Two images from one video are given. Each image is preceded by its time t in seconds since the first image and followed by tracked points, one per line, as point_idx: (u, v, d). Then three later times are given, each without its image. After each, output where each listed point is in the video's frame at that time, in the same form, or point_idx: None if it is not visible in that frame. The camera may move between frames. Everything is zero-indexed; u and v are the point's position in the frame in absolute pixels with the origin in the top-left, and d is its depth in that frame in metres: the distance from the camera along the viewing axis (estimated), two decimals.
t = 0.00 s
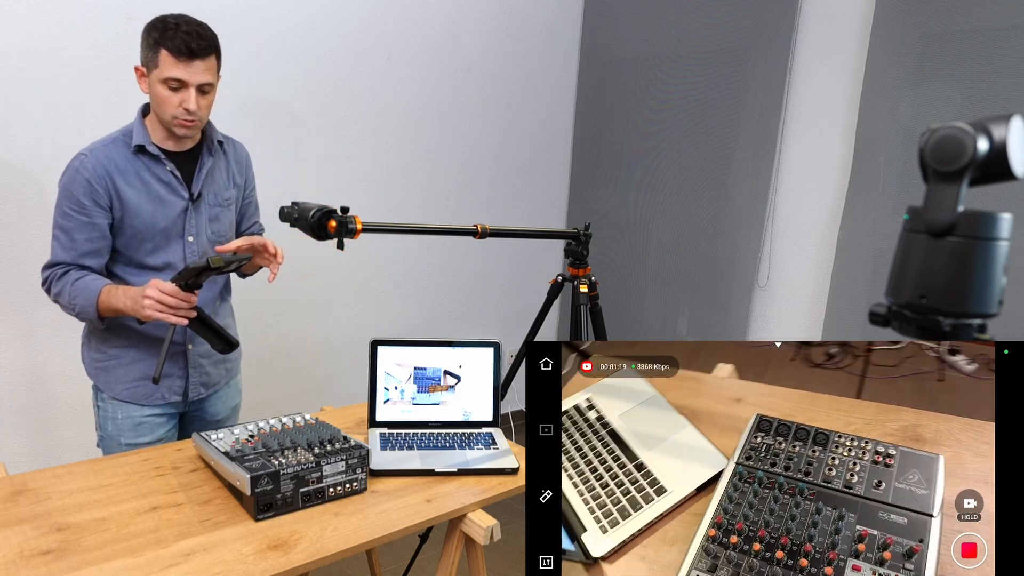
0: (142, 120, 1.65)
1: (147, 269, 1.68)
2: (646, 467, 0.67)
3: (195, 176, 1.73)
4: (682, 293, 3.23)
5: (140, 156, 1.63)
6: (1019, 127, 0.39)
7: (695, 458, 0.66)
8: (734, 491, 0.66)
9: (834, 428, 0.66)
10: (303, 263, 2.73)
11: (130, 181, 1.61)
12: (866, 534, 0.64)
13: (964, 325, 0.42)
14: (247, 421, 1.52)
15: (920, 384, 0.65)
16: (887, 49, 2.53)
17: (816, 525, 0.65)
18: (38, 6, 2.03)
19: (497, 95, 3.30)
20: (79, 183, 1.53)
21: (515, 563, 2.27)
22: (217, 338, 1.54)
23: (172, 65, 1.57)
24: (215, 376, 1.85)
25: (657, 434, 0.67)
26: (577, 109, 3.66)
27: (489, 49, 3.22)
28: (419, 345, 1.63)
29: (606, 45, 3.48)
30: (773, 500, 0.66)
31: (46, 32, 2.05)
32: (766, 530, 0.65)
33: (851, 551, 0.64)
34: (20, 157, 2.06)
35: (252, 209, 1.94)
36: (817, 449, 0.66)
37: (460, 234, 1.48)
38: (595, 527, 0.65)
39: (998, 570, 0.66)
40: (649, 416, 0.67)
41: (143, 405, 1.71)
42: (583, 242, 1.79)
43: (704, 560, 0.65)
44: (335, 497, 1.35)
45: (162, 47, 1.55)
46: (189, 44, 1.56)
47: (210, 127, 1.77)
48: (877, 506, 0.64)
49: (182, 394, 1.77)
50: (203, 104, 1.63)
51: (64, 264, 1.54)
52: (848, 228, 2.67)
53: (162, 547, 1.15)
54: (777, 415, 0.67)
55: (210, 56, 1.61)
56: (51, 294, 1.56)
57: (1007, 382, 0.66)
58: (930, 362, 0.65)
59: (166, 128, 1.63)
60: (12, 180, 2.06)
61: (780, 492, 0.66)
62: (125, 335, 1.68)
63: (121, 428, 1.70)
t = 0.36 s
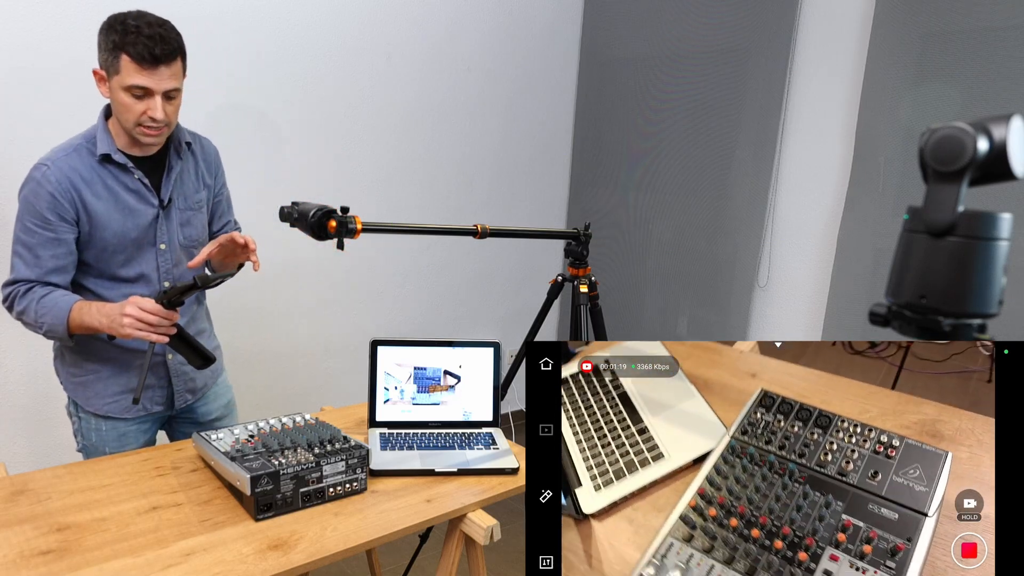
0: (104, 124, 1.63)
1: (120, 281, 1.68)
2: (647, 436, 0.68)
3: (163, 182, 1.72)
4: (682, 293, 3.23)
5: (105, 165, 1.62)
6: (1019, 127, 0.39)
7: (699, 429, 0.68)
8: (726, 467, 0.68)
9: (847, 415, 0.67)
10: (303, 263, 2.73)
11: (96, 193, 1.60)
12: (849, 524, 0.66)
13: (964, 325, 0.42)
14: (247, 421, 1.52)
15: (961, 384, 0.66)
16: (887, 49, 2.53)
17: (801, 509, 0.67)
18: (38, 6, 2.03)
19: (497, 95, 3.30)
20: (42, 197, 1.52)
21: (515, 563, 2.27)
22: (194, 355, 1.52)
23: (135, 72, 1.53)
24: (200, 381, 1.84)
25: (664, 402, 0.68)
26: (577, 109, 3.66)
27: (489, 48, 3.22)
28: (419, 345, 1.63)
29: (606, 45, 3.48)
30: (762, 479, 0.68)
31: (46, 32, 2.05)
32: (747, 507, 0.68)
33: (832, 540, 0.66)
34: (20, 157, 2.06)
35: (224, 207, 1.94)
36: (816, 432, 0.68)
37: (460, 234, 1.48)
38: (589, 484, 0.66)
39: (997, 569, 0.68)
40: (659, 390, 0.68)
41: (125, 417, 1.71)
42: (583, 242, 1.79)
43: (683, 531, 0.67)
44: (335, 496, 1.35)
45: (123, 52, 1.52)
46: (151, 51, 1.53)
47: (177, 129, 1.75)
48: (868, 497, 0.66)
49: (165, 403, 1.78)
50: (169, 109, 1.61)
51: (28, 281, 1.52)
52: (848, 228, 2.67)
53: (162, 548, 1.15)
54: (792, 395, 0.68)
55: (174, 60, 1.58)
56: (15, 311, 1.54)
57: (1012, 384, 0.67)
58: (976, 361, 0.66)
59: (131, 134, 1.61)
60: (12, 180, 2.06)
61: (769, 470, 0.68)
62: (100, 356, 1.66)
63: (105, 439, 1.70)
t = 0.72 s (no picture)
0: (89, 127, 1.62)
1: (112, 284, 1.69)
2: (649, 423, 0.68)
3: (151, 184, 1.72)
4: (682, 293, 3.23)
5: (92, 170, 1.62)
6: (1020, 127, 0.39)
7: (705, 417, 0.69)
8: (718, 453, 0.68)
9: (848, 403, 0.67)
10: (303, 263, 2.73)
11: (84, 198, 1.60)
12: (843, 513, 0.65)
13: (964, 325, 0.42)
14: (247, 421, 1.52)
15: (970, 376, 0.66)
16: (887, 49, 2.53)
17: (794, 496, 0.66)
18: (38, 6, 2.03)
19: (497, 95, 3.30)
20: (30, 205, 1.51)
21: (515, 563, 2.27)
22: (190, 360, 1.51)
23: (122, 77, 1.53)
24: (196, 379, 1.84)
25: (666, 389, 0.69)
26: (577, 109, 3.66)
27: (489, 48, 3.22)
28: (419, 345, 1.63)
29: (606, 45, 3.48)
30: (754, 465, 0.68)
31: (45, 31, 2.05)
32: (739, 494, 0.67)
33: (824, 530, 0.65)
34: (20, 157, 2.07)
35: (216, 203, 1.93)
36: (812, 419, 0.68)
37: (460, 234, 1.48)
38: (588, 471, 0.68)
39: (998, 569, 0.66)
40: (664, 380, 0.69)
41: (124, 418, 1.72)
42: (583, 242, 1.79)
43: (673, 516, 0.67)
44: (335, 497, 1.35)
45: (110, 57, 1.52)
46: (138, 56, 1.53)
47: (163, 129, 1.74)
48: (863, 486, 0.65)
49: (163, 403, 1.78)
50: (157, 114, 1.61)
51: (20, 289, 1.52)
52: (848, 228, 2.67)
53: (162, 548, 1.15)
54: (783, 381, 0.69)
55: (161, 65, 1.58)
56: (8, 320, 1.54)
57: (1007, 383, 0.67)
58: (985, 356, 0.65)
59: (116, 138, 1.61)
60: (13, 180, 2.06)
61: (762, 457, 0.68)
62: (95, 360, 1.65)
63: (105, 440, 1.71)
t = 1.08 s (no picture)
0: (98, 126, 1.63)
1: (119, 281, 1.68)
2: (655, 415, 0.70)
3: (158, 182, 1.72)
4: (682, 293, 3.23)
5: (100, 167, 1.62)
6: (1019, 127, 0.39)
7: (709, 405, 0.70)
8: (730, 443, 0.69)
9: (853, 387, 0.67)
10: (303, 263, 2.73)
11: (91, 195, 1.60)
12: (861, 501, 0.64)
13: (964, 326, 0.42)
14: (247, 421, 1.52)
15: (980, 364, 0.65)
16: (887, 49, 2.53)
17: (809, 485, 0.66)
18: (38, 6, 2.03)
19: (497, 95, 3.30)
20: (38, 200, 1.52)
21: (515, 563, 2.27)
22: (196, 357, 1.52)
23: (128, 72, 1.56)
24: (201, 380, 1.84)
25: (669, 382, 0.70)
26: (577, 109, 3.66)
27: (489, 49, 3.22)
28: (419, 345, 1.63)
29: (606, 45, 3.48)
30: (768, 455, 0.68)
31: (46, 31, 2.05)
32: (752, 486, 0.67)
33: (843, 519, 0.64)
34: (21, 157, 2.07)
35: (225, 201, 1.93)
36: (823, 406, 0.68)
37: (460, 234, 1.48)
38: (594, 469, 0.69)
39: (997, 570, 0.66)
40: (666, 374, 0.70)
41: (130, 416, 1.72)
42: (583, 242, 1.79)
43: (686, 510, 0.67)
44: (335, 497, 1.35)
45: (116, 52, 1.54)
46: (143, 51, 1.55)
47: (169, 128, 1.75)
48: (880, 472, 0.64)
49: (169, 402, 1.77)
50: (163, 109, 1.62)
51: (30, 285, 1.52)
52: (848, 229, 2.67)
53: (162, 547, 1.15)
54: (788, 366, 0.69)
55: (166, 60, 1.60)
56: (17, 316, 1.54)
57: (1006, 383, 0.67)
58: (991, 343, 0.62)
59: (124, 135, 1.62)
60: (13, 181, 2.07)
61: (776, 447, 0.68)
62: (103, 356, 1.66)
63: (111, 437, 1.71)
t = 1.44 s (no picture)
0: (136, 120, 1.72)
1: (145, 267, 1.72)
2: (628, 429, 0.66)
3: (190, 175, 1.77)
4: (682, 293, 3.23)
5: (135, 156, 1.68)
6: (1020, 127, 0.39)
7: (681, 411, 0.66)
8: (706, 451, 0.66)
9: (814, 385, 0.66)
10: (303, 263, 2.73)
11: (124, 180, 1.66)
12: (843, 495, 0.64)
13: (964, 325, 0.42)
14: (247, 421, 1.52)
15: (977, 356, 0.66)
16: (887, 49, 2.53)
17: (793, 486, 0.65)
18: (38, 6, 2.03)
19: (497, 95, 3.30)
20: (75, 182, 1.59)
21: (515, 563, 2.27)
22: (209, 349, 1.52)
23: (157, 61, 1.65)
24: (218, 376, 1.83)
25: (635, 397, 0.67)
26: (577, 109, 3.66)
27: (489, 49, 3.22)
28: (419, 345, 1.63)
29: (606, 45, 3.48)
30: (744, 460, 0.66)
31: (46, 31, 2.05)
32: (738, 492, 0.66)
33: (828, 513, 0.64)
34: (22, 157, 2.07)
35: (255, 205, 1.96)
36: (793, 408, 0.66)
37: (460, 234, 1.48)
38: (567, 494, 0.66)
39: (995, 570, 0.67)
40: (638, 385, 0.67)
41: (147, 404, 1.72)
42: (583, 242, 1.79)
43: (674, 527, 0.65)
44: (335, 497, 1.35)
45: (147, 44, 1.64)
46: (170, 40, 1.64)
47: (204, 127, 1.81)
48: (857, 466, 0.64)
49: (185, 393, 1.77)
50: (189, 99, 1.70)
51: (65, 264, 1.59)
52: (848, 228, 2.67)
53: (162, 547, 1.15)
54: (759, 371, 0.66)
55: (193, 52, 1.69)
56: (50, 294, 1.60)
57: (1006, 384, 0.67)
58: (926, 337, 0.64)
59: (157, 126, 1.70)
60: (14, 181, 2.07)
61: (756, 452, 0.66)
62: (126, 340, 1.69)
63: (128, 426, 1.71)
